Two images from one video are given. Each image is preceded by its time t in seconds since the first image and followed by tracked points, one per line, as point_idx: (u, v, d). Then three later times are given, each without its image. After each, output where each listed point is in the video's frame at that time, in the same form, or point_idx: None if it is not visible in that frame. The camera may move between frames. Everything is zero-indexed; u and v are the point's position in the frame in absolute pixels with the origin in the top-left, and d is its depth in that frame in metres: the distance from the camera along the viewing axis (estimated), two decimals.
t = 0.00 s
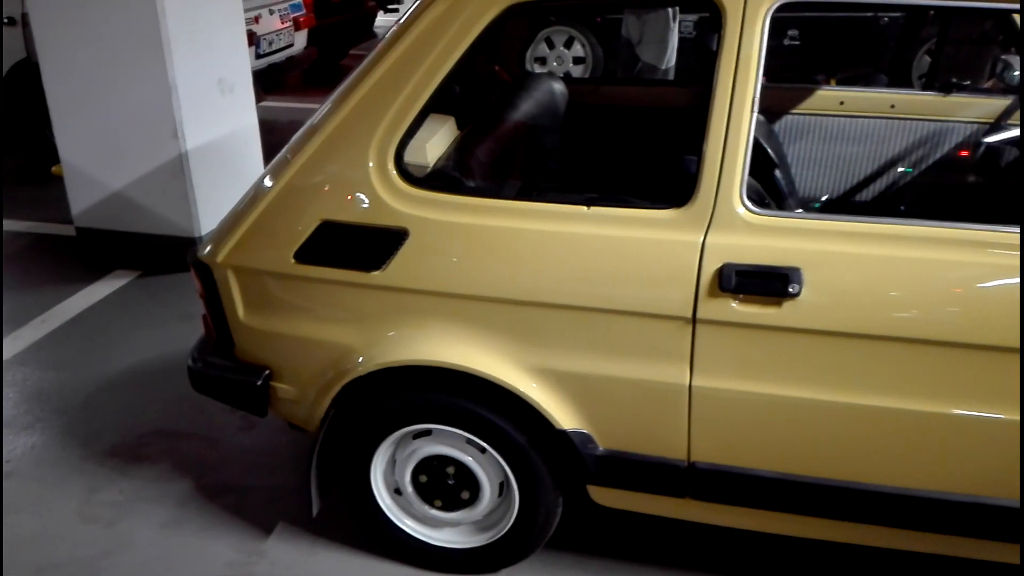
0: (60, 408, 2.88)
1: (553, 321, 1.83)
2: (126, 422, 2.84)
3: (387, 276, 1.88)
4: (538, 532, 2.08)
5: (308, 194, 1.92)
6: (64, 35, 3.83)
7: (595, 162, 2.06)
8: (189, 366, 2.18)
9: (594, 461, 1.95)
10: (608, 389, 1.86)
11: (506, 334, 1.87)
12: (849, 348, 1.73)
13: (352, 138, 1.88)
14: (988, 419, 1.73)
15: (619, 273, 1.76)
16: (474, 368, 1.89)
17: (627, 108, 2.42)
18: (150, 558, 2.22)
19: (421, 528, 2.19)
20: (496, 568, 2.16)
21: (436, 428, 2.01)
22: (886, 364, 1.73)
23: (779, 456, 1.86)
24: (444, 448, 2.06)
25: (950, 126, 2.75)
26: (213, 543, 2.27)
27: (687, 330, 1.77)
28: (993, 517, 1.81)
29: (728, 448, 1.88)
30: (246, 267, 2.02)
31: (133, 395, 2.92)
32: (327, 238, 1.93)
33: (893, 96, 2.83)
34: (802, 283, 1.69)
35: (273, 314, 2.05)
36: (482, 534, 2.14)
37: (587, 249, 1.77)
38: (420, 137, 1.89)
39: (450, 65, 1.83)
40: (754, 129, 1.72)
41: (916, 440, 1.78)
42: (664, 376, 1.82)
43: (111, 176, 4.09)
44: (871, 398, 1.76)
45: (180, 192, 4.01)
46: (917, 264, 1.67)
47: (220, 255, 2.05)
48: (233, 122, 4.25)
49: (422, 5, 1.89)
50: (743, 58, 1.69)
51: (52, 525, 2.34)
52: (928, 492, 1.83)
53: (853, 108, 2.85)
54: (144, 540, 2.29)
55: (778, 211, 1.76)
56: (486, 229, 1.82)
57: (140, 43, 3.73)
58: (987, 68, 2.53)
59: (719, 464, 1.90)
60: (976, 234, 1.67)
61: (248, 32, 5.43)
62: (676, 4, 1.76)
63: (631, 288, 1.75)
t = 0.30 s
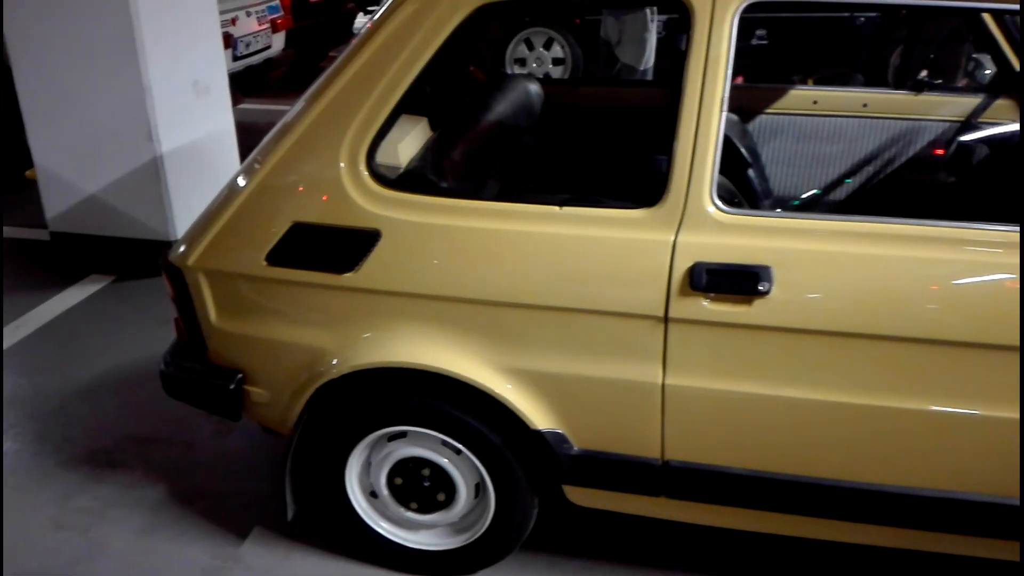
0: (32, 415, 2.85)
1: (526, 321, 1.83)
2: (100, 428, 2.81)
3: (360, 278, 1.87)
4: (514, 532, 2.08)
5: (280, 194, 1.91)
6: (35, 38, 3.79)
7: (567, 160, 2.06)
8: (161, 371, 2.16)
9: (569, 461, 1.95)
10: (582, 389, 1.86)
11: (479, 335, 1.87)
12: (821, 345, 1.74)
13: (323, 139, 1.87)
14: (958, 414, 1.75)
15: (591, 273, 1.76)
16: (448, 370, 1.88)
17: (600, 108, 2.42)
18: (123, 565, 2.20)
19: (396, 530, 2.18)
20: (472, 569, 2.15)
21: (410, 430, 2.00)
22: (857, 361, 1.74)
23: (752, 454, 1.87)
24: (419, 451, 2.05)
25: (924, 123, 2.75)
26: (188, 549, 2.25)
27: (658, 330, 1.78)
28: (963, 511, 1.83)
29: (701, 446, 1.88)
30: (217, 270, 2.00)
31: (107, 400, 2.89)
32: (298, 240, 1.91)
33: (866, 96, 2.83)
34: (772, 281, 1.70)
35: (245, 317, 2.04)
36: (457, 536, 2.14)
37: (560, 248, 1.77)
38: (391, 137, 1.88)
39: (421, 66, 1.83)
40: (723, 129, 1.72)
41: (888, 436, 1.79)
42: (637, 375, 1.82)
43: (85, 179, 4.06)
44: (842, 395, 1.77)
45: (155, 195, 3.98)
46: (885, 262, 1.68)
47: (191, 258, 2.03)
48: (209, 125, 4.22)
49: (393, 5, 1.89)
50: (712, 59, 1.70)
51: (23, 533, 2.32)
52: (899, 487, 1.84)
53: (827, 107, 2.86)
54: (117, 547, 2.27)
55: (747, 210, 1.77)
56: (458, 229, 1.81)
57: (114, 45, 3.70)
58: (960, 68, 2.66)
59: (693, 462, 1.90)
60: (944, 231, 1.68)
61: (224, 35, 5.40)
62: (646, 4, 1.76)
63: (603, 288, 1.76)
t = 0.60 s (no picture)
0: None
1: (486, 322, 1.82)
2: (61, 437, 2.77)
3: (318, 281, 1.85)
4: (479, 534, 2.07)
5: (237, 197, 1.89)
6: None
7: (527, 158, 2.05)
8: (118, 377, 2.12)
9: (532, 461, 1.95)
10: (543, 389, 1.85)
11: (439, 337, 1.86)
12: (779, 341, 1.74)
13: (279, 142, 1.85)
14: (916, 408, 1.76)
15: (550, 273, 1.75)
16: (408, 372, 1.86)
17: (561, 108, 2.42)
18: None
19: (360, 534, 2.16)
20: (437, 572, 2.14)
21: (372, 433, 1.99)
22: (816, 357, 1.75)
23: (713, 450, 1.87)
24: (382, 454, 2.03)
25: (882, 121, 2.75)
26: (149, 557, 2.22)
27: (618, 329, 1.77)
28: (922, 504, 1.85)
29: (664, 445, 1.88)
30: (173, 274, 1.97)
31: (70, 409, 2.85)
32: (256, 243, 1.89)
33: (826, 94, 2.86)
34: (729, 278, 1.71)
35: (203, 322, 2.01)
36: (422, 539, 2.13)
37: (519, 248, 1.76)
38: (350, 138, 1.87)
39: (376, 68, 1.81)
40: (680, 129, 1.72)
41: (848, 431, 1.80)
42: (598, 374, 1.82)
43: (46, 184, 3.99)
44: (801, 390, 1.78)
45: (118, 200, 3.93)
46: (841, 259, 1.69)
47: (147, 263, 2.00)
48: (172, 128, 4.17)
49: (349, 5, 1.86)
50: (667, 58, 1.69)
51: None
52: (860, 481, 1.85)
53: (789, 105, 2.88)
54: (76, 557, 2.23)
55: (705, 208, 1.77)
56: (417, 231, 1.80)
57: (73, 47, 3.64)
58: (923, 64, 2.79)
59: (655, 460, 1.91)
60: (898, 229, 1.70)
61: (189, 37, 5.34)
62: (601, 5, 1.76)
63: (561, 287, 1.75)
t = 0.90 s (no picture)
0: None
1: (447, 321, 1.82)
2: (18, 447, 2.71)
3: (276, 282, 1.83)
4: (445, 534, 2.06)
5: (193, 198, 1.87)
6: None
7: (487, 156, 2.05)
8: (74, 384, 2.09)
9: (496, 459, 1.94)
10: (505, 387, 1.86)
11: (400, 336, 1.85)
12: (737, 334, 1.76)
13: (234, 142, 1.84)
14: (872, 398, 1.78)
15: (509, 271, 1.75)
16: (368, 373, 1.85)
17: (521, 106, 2.42)
18: None
19: (325, 537, 2.15)
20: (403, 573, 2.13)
21: (334, 434, 1.97)
22: (775, 350, 1.77)
23: (676, 444, 1.89)
24: (344, 456, 2.02)
25: (839, 118, 2.79)
26: (109, 566, 2.18)
27: (579, 325, 1.78)
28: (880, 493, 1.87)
29: (626, 440, 1.89)
30: (128, 278, 1.94)
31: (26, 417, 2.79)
32: (213, 245, 1.87)
33: (782, 92, 2.90)
34: (686, 273, 1.72)
35: (159, 325, 1.98)
36: (387, 540, 2.12)
37: (478, 247, 1.77)
38: (306, 137, 1.86)
39: (330, 67, 1.79)
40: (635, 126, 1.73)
41: (807, 423, 1.82)
42: (559, 371, 1.83)
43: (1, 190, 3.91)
44: (760, 382, 1.80)
45: (76, 205, 3.86)
46: (796, 252, 1.71)
47: (101, 266, 1.96)
48: (129, 131, 4.10)
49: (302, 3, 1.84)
50: (621, 56, 1.70)
51: None
52: (819, 471, 1.87)
53: (744, 103, 2.91)
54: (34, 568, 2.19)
55: (662, 204, 1.79)
56: (375, 231, 1.79)
57: (24, 50, 3.57)
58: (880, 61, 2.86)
59: (617, 455, 1.91)
60: (851, 222, 1.73)
61: (146, 39, 5.26)
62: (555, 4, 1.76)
63: (521, 285, 1.75)
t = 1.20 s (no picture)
0: None
1: (405, 317, 1.83)
2: None
3: (233, 282, 1.83)
4: (409, 530, 2.07)
5: (148, 199, 1.86)
6: None
7: (444, 155, 2.07)
8: (29, 390, 2.06)
9: (458, 454, 1.96)
10: (465, 381, 1.87)
11: (360, 334, 1.86)
12: (692, 324, 1.80)
13: (189, 144, 1.83)
14: (826, 383, 1.83)
15: (467, 267, 1.77)
16: (328, 370, 1.85)
17: (477, 104, 2.44)
18: None
19: (287, 537, 2.15)
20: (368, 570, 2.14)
21: (295, 433, 1.97)
22: (728, 339, 1.81)
23: (635, 434, 1.91)
24: (306, 454, 2.02)
25: (787, 112, 2.89)
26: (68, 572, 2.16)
27: (537, 320, 1.81)
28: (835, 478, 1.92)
29: (586, 432, 1.92)
30: (83, 280, 1.92)
31: None
32: (169, 245, 1.86)
33: (732, 88, 2.98)
34: (640, 266, 1.75)
35: (116, 328, 1.96)
36: (350, 538, 2.12)
37: (435, 243, 1.78)
38: (261, 135, 1.86)
39: (284, 67, 1.80)
40: (588, 123, 1.75)
41: (762, 410, 1.86)
42: (518, 365, 1.85)
43: None
44: (715, 371, 1.84)
45: (28, 210, 3.80)
46: (747, 243, 1.75)
47: (55, 269, 1.94)
48: (83, 135, 4.04)
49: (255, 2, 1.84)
50: (573, 53, 1.73)
51: None
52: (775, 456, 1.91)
53: (698, 100, 3.00)
54: None
55: (616, 198, 1.82)
56: (333, 229, 1.80)
57: None
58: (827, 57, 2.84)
59: (577, 446, 1.94)
60: (799, 214, 1.77)
61: (99, 42, 5.18)
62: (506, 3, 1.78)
63: (479, 280, 1.78)
